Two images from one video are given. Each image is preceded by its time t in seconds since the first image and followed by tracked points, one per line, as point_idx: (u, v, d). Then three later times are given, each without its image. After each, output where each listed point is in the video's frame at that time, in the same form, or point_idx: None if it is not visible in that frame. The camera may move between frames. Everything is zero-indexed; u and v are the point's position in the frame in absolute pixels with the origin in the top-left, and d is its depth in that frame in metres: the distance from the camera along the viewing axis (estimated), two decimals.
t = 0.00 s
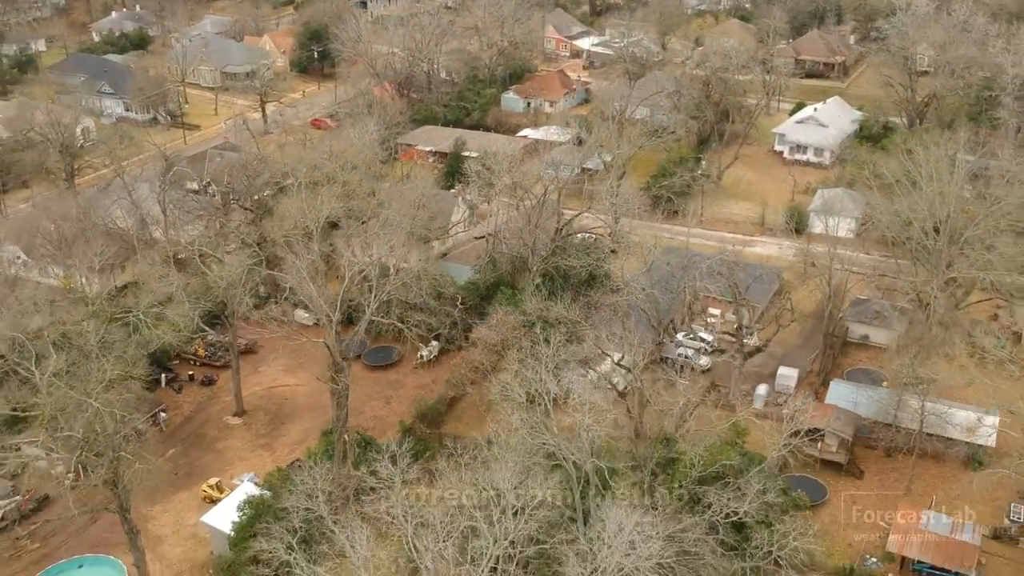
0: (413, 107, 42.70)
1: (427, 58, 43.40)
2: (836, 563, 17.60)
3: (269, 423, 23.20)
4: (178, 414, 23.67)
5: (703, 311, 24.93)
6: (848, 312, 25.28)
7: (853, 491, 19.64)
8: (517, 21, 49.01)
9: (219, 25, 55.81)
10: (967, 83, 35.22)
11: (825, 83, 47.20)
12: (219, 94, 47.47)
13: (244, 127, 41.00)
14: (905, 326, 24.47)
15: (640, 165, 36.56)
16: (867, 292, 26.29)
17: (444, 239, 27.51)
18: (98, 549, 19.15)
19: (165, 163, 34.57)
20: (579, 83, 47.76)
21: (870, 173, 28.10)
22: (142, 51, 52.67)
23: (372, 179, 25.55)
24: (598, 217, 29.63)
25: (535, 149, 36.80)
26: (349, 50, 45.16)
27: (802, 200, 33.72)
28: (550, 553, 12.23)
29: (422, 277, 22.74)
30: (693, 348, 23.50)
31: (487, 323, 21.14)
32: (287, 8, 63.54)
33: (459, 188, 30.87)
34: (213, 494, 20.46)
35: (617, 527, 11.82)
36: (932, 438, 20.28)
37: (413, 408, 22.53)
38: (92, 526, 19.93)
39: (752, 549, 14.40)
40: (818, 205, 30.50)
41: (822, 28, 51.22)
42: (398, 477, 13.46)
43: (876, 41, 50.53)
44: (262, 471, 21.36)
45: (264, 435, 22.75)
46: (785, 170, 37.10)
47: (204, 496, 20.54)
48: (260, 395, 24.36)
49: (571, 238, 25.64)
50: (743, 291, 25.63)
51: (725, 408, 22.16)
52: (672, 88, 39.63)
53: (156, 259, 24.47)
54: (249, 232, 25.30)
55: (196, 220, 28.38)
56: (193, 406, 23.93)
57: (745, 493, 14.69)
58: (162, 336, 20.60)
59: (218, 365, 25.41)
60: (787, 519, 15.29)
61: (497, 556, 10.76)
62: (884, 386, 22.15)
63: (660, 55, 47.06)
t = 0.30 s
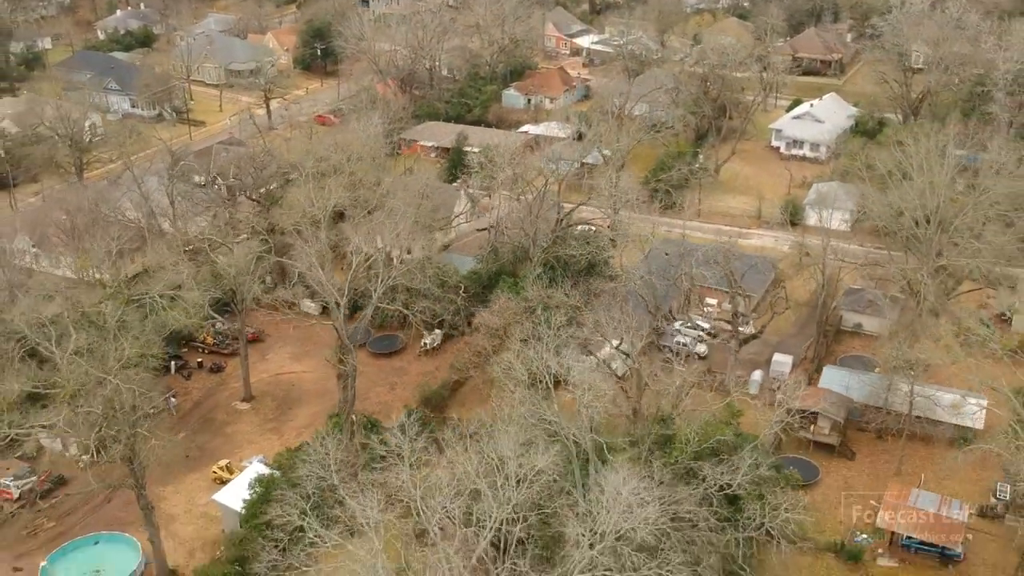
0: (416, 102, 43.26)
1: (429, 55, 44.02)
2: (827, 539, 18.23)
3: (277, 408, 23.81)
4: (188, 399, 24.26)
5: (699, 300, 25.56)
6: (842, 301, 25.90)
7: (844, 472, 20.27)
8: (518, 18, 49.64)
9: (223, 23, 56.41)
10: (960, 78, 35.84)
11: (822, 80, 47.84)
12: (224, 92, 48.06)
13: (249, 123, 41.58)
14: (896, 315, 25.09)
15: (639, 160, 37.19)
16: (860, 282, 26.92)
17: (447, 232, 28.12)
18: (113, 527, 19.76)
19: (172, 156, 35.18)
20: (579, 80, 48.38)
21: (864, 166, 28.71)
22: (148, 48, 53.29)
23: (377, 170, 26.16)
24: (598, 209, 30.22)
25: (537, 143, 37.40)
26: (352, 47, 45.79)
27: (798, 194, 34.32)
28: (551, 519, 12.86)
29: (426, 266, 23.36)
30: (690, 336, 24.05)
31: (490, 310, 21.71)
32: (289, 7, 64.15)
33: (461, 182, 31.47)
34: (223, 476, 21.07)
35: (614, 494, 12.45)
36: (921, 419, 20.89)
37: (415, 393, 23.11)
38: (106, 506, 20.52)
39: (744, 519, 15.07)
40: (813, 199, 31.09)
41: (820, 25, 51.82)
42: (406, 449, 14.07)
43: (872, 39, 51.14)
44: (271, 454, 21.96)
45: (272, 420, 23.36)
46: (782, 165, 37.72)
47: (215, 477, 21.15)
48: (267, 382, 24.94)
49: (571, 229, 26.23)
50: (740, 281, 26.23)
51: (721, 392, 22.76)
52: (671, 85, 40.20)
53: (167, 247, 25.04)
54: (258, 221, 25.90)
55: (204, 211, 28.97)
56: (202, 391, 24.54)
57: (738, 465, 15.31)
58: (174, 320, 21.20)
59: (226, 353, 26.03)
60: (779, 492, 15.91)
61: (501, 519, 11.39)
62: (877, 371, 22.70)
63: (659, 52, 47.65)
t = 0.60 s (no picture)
0: (418, 98, 43.95)
1: (432, 52, 44.72)
2: (818, 514, 18.93)
3: (285, 392, 24.48)
4: (198, 384, 24.91)
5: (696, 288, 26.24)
6: (836, 289, 26.58)
7: (836, 451, 20.95)
8: (519, 16, 50.32)
9: (227, 21, 57.14)
10: (952, 74, 36.54)
11: (819, 77, 48.55)
12: (229, 88, 48.79)
13: (254, 118, 42.29)
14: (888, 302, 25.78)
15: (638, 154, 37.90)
16: (854, 271, 27.60)
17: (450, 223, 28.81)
18: (128, 504, 20.43)
19: (180, 150, 35.88)
20: (579, 76, 49.10)
21: (857, 159, 29.41)
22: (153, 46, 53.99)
23: (382, 162, 26.84)
24: (597, 200, 30.91)
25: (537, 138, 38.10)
26: (355, 43, 46.51)
27: (793, 187, 35.01)
28: (552, 485, 13.57)
29: (430, 253, 24.02)
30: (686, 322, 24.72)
31: (492, 296, 22.37)
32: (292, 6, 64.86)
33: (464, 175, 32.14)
34: (234, 456, 21.72)
35: (612, 460, 13.14)
36: (911, 401, 21.55)
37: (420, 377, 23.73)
38: (121, 484, 21.19)
39: (736, 490, 15.78)
40: (808, 191, 31.76)
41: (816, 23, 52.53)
42: (413, 420, 14.76)
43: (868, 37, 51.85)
44: (280, 436, 22.62)
45: (280, 404, 24.02)
46: (778, 159, 38.43)
47: (225, 457, 21.81)
48: (274, 368, 25.61)
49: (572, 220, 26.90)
50: (736, 270, 26.90)
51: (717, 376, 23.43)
52: (670, 81, 40.89)
53: (177, 236, 25.68)
54: (266, 211, 26.59)
55: (212, 203, 29.65)
56: (212, 376, 25.22)
57: (732, 438, 15.99)
58: (186, 305, 21.86)
59: (235, 340, 26.68)
60: (770, 464, 16.61)
61: (504, 482, 12.10)
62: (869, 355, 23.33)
63: (658, 49, 48.34)
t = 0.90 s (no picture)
0: (420, 94, 44.54)
1: (434, 50, 45.31)
2: (811, 493, 19.53)
3: (292, 379, 25.08)
4: (206, 371, 25.50)
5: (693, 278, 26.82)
6: (830, 280, 27.18)
7: (829, 434, 21.54)
8: (520, 15, 50.92)
9: (231, 20, 57.72)
10: (945, 70, 37.12)
11: (816, 74, 49.16)
12: (233, 86, 49.37)
13: (258, 115, 42.88)
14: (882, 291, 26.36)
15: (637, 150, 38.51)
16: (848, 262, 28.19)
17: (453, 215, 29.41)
18: (141, 486, 21.02)
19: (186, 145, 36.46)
20: (579, 74, 49.71)
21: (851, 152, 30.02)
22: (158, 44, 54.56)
23: (386, 154, 27.43)
24: (597, 193, 31.50)
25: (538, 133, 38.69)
26: (357, 41, 47.13)
27: (789, 182, 35.63)
28: (553, 457, 14.18)
29: (433, 243, 24.59)
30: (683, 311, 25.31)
31: (494, 284, 22.95)
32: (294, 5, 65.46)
33: (465, 169, 32.74)
34: (243, 439, 22.29)
35: (610, 432, 13.78)
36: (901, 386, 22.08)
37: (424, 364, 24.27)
38: (133, 467, 21.75)
39: (730, 465, 16.42)
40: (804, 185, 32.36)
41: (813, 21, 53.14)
42: (420, 397, 15.37)
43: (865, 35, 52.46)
44: (287, 420, 23.22)
45: (288, 390, 24.62)
46: (775, 155, 39.04)
47: (234, 441, 22.37)
48: (281, 356, 26.20)
49: (572, 212, 27.51)
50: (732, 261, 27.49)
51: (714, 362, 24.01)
52: (669, 77, 41.49)
53: (186, 227, 26.24)
54: (273, 203, 27.17)
55: (219, 195, 30.25)
56: (221, 364, 25.81)
57: (725, 416, 16.64)
58: (196, 292, 22.44)
59: (242, 329, 27.28)
60: (762, 442, 17.22)
61: (508, 452, 12.71)
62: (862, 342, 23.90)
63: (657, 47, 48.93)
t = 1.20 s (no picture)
0: (423, 91, 45.11)
1: (436, 48, 45.90)
2: (805, 476, 20.08)
3: (298, 368, 25.65)
4: (214, 361, 26.04)
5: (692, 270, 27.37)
6: (825, 271, 27.74)
7: (822, 420, 22.09)
8: (520, 13, 51.54)
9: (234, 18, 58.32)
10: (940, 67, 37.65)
11: (814, 71, 49.74)
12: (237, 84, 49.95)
13: (262, 112, 43.45)
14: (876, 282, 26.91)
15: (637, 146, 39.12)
16: (843, 255, 28.76)
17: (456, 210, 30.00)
18: (152, 470, 21.56)
19: (192, 141, 37.04)
20: (579, 72, 50.32)
21: (846, 147, 30.58)
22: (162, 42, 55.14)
23: (391, 148, 27.98)
24: (597, 187, 32.04)
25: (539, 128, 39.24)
26: (360, 40, 47.74)
27: (786, 176, 36.20)
28: (555, 434, 14.74)
29: (437, 234, 25.15)
30: (682, 302, 25.81)
31: (497, 272, 23.49)
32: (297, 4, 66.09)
33: (467, 163, 33.33)
34: (251, 426, 22.79)
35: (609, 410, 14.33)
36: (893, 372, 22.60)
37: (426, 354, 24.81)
38: (143, 452, 22.26)
39: (725, 445, 16.97)
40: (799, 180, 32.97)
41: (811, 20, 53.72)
42: (425, 378, 15.91)
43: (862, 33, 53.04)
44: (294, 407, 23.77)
45: (294, 378, 25.17)
46: (772, 151, 39.66)
47: (243, 427, 22.89)
48: (287, 346, 26.71)
49: (572, 205, 28.08)
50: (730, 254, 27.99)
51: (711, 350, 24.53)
52: (668, 74, 42.09)
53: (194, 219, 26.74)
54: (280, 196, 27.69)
55: (225, 189, 30.80)
56: (228, 353, 26.36)
57: (720, 398, 17.20)
58: (205, 281, 22.99)
59: (248, 320, 27.82)
60: (757, 423, 17.77)
61: (511, 426, 13.27)
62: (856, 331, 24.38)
63: (656, 44, 49.49)
